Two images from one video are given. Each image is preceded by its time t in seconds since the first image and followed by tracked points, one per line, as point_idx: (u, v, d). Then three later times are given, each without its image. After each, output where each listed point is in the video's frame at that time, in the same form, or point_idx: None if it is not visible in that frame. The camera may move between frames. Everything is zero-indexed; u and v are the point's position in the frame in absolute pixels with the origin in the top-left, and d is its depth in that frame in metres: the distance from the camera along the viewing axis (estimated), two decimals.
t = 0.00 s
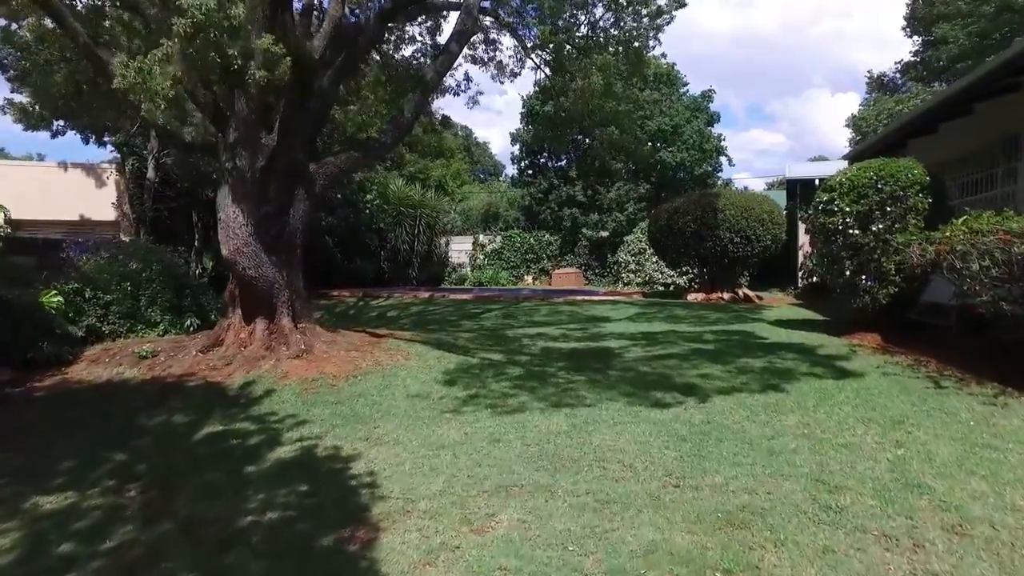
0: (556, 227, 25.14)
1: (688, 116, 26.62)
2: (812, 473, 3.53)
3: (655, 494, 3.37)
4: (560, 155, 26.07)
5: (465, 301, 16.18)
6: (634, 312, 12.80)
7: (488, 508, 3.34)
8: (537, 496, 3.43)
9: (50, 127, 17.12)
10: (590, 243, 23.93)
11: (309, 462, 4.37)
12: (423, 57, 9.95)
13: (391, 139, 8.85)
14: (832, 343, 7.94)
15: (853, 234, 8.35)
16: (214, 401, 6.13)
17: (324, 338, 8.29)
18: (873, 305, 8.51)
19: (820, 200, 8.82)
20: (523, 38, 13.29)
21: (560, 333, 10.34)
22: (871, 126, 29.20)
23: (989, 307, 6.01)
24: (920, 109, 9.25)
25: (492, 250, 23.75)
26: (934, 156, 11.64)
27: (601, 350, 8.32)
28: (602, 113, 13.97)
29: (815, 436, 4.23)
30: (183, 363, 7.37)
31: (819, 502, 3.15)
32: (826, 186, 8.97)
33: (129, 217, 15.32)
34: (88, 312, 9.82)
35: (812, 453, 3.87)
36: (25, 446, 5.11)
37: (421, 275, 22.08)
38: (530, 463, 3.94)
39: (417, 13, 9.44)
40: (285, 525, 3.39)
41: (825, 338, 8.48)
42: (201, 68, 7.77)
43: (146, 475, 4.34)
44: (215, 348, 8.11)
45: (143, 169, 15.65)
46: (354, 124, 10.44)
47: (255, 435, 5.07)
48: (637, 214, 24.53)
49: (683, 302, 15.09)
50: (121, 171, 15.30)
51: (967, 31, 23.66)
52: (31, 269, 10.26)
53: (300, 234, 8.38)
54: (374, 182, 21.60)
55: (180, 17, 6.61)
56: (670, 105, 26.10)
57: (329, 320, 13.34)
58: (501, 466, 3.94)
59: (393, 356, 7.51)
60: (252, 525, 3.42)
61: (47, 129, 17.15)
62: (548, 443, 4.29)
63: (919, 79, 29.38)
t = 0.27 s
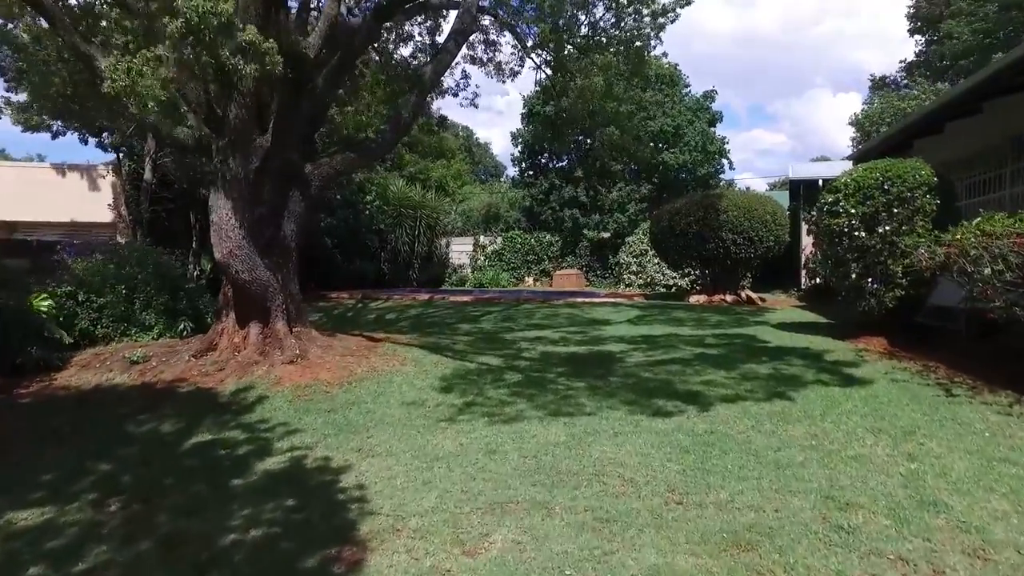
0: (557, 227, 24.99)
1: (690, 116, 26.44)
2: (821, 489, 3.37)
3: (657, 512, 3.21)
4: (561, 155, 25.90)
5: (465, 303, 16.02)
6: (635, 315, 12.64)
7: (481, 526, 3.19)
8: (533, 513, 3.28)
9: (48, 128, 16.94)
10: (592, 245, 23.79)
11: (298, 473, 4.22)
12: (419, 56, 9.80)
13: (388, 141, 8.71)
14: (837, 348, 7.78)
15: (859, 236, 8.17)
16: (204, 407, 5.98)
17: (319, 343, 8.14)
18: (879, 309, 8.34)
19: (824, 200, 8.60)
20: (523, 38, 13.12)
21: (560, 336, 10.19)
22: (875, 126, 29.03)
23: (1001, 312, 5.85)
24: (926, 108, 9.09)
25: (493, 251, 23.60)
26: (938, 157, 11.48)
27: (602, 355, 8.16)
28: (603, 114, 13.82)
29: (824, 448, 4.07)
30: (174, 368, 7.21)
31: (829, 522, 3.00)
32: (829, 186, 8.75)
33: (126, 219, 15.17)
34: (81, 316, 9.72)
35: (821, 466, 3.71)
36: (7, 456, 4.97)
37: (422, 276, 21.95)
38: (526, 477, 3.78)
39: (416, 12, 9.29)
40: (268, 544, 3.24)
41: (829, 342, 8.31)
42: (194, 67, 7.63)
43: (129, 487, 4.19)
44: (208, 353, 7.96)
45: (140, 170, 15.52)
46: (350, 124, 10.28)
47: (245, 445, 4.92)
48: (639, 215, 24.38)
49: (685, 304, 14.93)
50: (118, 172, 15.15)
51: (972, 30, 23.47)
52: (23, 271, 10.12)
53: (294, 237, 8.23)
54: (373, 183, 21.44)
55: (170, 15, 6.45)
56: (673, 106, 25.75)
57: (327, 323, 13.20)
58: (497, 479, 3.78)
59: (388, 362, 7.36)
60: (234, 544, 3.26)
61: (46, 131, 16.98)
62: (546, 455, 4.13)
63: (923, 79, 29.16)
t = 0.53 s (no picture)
0: (557, 227, 24.86)
1: (690, 115, 26.29)
2: (826, 500, 3.25)
3: (653, 525, 3.09)
4: (561, 155, 25.76)
5: (463, 304, 15.90)
6: (635, 316, 12.51)
7: (470, 541, 3.06)
8: (526, 525, 3.16)
9: (46, 128, 16.80)
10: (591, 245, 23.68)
11: (285, 481, 4.09)
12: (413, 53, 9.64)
13: (383, 139, 8.61)
14: (839, 350, 7.65)
15: (862, 236, 8.05)
16: (193, 411, 5.85)
17: (314, 345, 8.01)
18: (882, 310, 8.22)
19: (826, 201, 8.52)
20: (522, 36, 12.94)
21: (558, 338, 10.07)
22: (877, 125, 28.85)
23: (1008, 313, 5.73)
24: (929, 107, 8.99)
25: (492, 252, 23.47)
26: (943, 155, 11.34)
27: (601, 357, 8.03)
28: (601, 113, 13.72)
29: (828, 455, 3.95)
30: (165, 372, 7.07)
31: (834, 536, 2.88)
32: (832, 186, 8.66)
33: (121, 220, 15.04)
34: (72, 318, 9.59)
35: (826, 475, 3.58)
36: None
37: (421, 276, 21.84)
38: (521, 487, 3.65)
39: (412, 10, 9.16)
40: (251, 557, 3.12)
41: (831, 344, 8.20)
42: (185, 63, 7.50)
43: (110, 494, 4.06)
44: (201, 355, 7.83)
45: (136, 170, 15.39)
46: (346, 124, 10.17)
47: (232, 451, 4.79)
48: (639, 215, 24.24)
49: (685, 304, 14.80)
50: (113, 172, 15.02)
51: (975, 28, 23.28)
52: (15, 272, 9.99)
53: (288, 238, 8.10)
54: (372, 183, 21.30)
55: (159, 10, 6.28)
56: (674, 105, 25.65)
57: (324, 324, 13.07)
58: (490, 489, 3.66)
59: (383, 365, 7.22)
60: (214, 558, 3.15)
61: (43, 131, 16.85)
62: (541, 463, 4.00)
63: (925, 77, 28.99)
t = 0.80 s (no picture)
0: (556, 227, 24.69)
1: (690, 114, 26.11)
2: (831, 512, 3.09)
3: (649, 540, 2.93)
4: (560, 154, 25.58)
5: (461, 305, 15.75)
6: (634, 316, 12.34)
7: (456, 557, 2.91)
8: (515, 541, 3.00)
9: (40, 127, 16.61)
10: (591, 244, 23.53)
11: (266, 489, 3.93)
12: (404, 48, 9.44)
13: (376, 137, 8.46)
14: (841, 352, 7.49)
15: (865, 235, 7.89)
16: (177, 415, 5.68)
17: (306, 347, 7.86)
18: (886, 310, 8.05)
19: (827, 200, 8.39)
20: (520, 34, 12.77)
21: (555, 339, 9.91)
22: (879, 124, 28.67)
23: (1018, 315, 5.58)
24: (932, 105, 8.86)
25: (491, 252, 23.31)
26: (947, 154, 11.18)
27: (599, 359, 7.86)
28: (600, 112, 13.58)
29: (832, 463, 3.79)
30: (152, 374, 6.91)
31: (841, 553, 2.72)
32: (834, 185, 8.50)
33: (115, 220, 14.88)
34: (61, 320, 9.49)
35: (831, 486, 3.42)
36: None
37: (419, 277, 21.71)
38: (511, 498, 3.49)
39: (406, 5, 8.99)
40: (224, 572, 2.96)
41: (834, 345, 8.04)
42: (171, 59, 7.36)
43: (83, 504, 3.89)
44: (190, 358, 7.67)
45: (130, 169, 15.22)
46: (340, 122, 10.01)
47: (215, 457, 4.63)
48: (638, 215, 24.10)
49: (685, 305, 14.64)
50: (107, 171, 14.86)
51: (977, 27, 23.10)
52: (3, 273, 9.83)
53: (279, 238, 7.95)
54: (370, 182, 21.13)
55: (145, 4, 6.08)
56: (674, 104, 25.49)
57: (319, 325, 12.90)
58: (479, 499, 3.50)
59: (376, 367, 7.06)
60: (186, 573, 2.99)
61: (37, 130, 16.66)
62: (533, 471, 3.84)
63: (927, 76, 28.79)
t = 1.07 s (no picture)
0: (555, 228, 24.52)
1: (690, 113, 25.95)
2: (834, 534, 2.93)
3: (642, 565, 2.77)
4: (560, 154, 25.42)
5: (458, 306, 15.59)
6: (633, 319, 12.17)
7: None
8: (501, 565, 2.84)
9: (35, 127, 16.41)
10: (590, 245, 23.36)
11: (244, 505, 3.76)
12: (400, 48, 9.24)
13: (369, 136, 8.30)
14: (844, 356, 7.32)
15: (868, 237, 7.72)
16: (159, 424, 5.51)
17: (296, 353, 7.67)
18: (889, 314, 7.88)
19: (829, 201, 8.20)
20: (517, 32, 12.64)
21: (552, 342, 9.74)
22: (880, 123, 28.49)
23: None
24: (935, 103, 8.74)
25: (490, 252, 23.13)
26: (951, 153, 11.01)
27: (595, 364, 7.68)
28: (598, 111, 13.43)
29: (835, 477, 3.62)
30: (137, 380, 6.72)
31: None
32: (836, 185, 8.32)
33: (108, 221, 14.70)
34: (50, 322, 9.38)
35: (834, 502, 3.26)
36: None
37: (418, 277, 21.60)
38: (498, 515, 3.34)
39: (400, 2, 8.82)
40: None
41: (836, 350, 7.86)
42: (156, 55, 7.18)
43: (51, 521, 3.72)
44: (177, 362, 7.49)
45: (124, 169, 15.05)
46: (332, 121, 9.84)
47: (193, 468, 4.46)
48: (638, 215, 23.99)
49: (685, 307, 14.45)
50: (101, 172, 14.68)
51: (980, 26, 22.95)
52: None
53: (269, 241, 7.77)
54: (367, 182, 20.96)
55: None
56: (674, 104, 25.33)
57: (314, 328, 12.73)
58: (464, 517, 3.34)
59: (366, 373, 6.88)
60: None
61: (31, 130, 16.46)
62: (522, 486, 3.68)
63: (929, 75, 28.65)
